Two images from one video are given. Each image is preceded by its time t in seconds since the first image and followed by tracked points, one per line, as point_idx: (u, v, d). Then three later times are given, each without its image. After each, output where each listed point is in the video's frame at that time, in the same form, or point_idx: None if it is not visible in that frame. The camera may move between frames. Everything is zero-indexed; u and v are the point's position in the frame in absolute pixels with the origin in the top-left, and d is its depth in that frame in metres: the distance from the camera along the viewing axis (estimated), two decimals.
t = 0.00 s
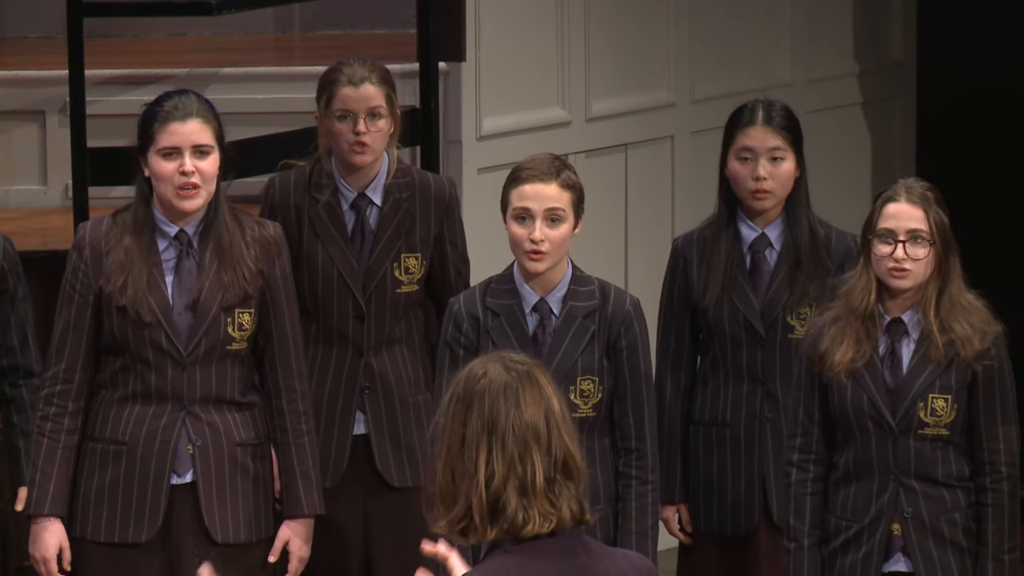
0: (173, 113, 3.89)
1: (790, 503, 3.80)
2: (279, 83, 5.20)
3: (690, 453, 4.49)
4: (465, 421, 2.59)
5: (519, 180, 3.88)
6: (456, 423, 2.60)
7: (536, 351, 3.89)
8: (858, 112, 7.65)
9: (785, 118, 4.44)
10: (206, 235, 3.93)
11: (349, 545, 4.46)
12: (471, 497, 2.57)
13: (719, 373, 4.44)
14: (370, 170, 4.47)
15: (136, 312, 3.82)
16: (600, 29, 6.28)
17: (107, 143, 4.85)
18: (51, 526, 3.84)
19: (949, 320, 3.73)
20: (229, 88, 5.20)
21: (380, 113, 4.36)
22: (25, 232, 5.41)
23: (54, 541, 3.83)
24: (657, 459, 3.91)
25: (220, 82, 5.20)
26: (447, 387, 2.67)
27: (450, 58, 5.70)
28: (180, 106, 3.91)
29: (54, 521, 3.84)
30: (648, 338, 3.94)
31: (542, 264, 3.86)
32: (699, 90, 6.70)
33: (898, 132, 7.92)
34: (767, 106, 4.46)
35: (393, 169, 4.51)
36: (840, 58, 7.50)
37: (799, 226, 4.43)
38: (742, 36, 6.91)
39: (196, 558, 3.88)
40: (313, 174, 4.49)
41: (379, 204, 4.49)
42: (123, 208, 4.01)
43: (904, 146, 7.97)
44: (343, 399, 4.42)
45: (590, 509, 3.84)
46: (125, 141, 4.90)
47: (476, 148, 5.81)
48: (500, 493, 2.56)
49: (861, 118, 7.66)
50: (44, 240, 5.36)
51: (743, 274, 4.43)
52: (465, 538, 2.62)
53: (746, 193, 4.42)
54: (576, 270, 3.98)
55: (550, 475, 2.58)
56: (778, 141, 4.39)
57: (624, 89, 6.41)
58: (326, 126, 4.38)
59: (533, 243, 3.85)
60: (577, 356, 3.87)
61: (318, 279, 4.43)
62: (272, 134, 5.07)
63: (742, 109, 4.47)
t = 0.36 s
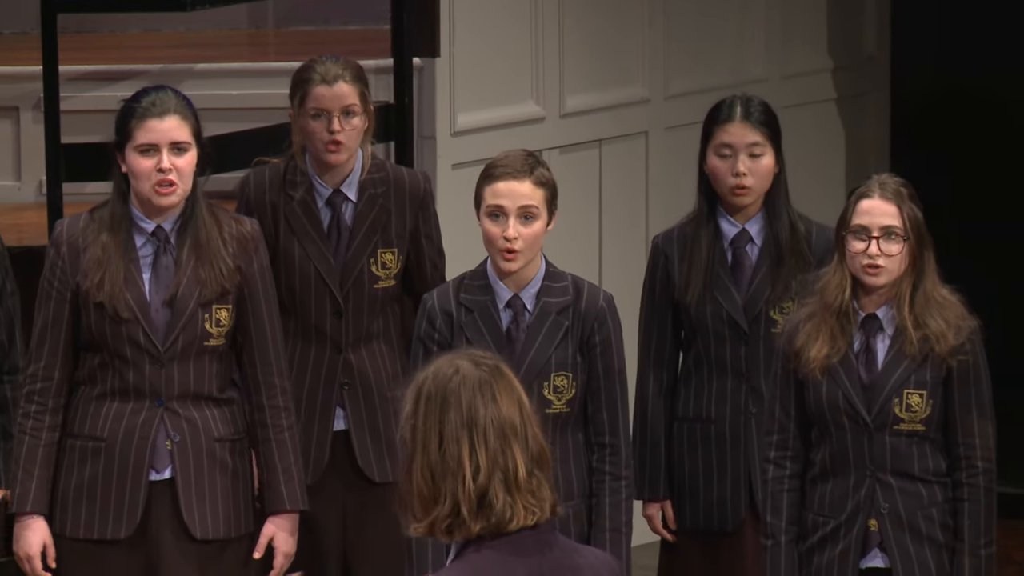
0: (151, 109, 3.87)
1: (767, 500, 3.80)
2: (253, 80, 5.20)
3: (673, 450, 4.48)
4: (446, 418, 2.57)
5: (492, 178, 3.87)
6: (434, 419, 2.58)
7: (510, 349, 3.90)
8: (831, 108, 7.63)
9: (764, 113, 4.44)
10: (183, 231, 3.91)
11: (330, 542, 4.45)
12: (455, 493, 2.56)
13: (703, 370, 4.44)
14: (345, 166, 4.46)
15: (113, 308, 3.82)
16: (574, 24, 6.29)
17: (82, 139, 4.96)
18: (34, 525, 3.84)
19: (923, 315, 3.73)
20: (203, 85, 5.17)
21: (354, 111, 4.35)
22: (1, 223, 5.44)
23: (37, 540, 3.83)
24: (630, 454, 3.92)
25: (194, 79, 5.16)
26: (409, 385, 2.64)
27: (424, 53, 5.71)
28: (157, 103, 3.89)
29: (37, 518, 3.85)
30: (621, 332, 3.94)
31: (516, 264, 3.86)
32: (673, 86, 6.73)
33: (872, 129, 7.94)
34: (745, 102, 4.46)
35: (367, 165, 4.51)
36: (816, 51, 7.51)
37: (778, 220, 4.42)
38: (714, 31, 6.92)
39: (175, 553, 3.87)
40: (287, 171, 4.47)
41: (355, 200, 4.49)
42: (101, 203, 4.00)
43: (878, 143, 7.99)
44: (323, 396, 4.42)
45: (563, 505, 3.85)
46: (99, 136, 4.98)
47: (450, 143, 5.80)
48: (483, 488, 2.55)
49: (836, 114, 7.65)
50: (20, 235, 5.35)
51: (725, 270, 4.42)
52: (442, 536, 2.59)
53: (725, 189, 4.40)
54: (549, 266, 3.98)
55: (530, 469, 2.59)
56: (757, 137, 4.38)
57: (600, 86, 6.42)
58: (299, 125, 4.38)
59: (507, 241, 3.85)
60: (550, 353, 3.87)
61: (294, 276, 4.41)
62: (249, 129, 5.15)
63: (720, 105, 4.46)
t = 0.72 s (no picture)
0: (123, 106, 3.85)
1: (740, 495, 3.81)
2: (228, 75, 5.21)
3: (648, 444, 4.49)
4: (434, 406, 2.56)
5: (464, 173, 3.87)
6: (419, 409, 2.56)
7: (482, 343, 3.90)
8: (805, 102, 7.66)
9: (743, 108, 4.44)
10: (155, 227, 3.89)
11: (304, 538, 4.45)
12: (445, 482, 2.55)
13: (679, 364, 4.44)
14: (320, 161, 4.44)
15: (84, 303, 3.81)
16: (546, 20, 6.28)
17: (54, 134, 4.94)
18: None
19: (895, 310, 3.73)
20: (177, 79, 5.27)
21: (328, 107, 4.33)
22: None
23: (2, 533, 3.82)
24: (603, 449, 3.92)
25: (168, 73, 5.27)
26: (383, 378, 2.62)
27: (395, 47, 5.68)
28: (131, 99, 3.87)
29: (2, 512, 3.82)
30: (592, 327, 3.95)
31: (488, 255, 3.86)
32: (645, 80, 6.73)
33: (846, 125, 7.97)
34: (725, 97, 4.46)
35: (342, 161, 4.49)
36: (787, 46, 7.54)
37: (757, 216, 4.42)
38: (687, 27, 6.94)
39: (143, 550, 3.86)
40: (262, 167, 4.46)
41: (330, 194, 4.47)
42: (72, 199, 3.98)
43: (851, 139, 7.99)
44: (300, 391, 4.41)
45: (534, 500, 3.86)
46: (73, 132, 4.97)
47: (422, 139, 5.79)
48: (470, 478, 2.55)
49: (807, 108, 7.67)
50: None
51: (702, 264, 4.42)
52: (425, 529, 2.56)
53: (701, 183, 4.41)
54: (521, 261, 3.98)
55: (512, 460, 2.60)
56: (734, 133, 4.39)
57: (570, 81, 6.42)
58: (274, 120, 4.37)
59: (478, 234, 3.84)
60: (522, 348, 3.87)
61: (270, 272, 4.41)
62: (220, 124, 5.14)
63: (700, 100, 4.46)
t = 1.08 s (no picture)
0: (92, 105, 3.84)
1: (706, 492, 3.81)
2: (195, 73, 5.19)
3: (616, 441, 4.49)
4: (381, 410, 2.57)
5: (433, 172, 3.86)
6: (366, 414, 2.57)
7: (451, 342, 3.90)
8: (772, 101, 7.67)
9: (714, 107, 4.44)
10: (122, 227, 3.88)
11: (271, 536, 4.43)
12: (400, 482, 2.54)
13: (647, 361, 4.44)
14: (289, 160, 4.43)
15: (50, 301, 3.79)
16: (514, 19, 6.28)
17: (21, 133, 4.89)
18: None
19: (862, 310, 3.75)
20: (144, 77, 5.21)
21: (298, 106, 4.33)
22: None
23: None
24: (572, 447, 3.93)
25: (134, 72, 5.20)
26: (326, 393, 2.62)
27: (364, 47, 5.68)
28: (99, 97, 3.85)
29: None
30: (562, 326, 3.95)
31: (459, 260, 3.87)
32: (613, 79, 6.74)
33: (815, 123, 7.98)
34: (696, 95, 4.47)
35: (311, 159, 4.48)
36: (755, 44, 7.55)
37: (727, 215, 4.43)
38: (653, 24, 6.94)
39: (106, 550, 3.85)
40: (232, 165, 4.45)
41: (299, 194, 4.47)
42: (39, 197, 3.96)
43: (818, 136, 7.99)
44: (269, 390, 4.40)
45: (504, 499, 3.86)
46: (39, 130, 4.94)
47: (390, 137, 5.79)
48: (426, 475, 2.55)
49: (774, 107, 7.68)
50: None
51: (672, 263, 4.44)
52: (387, 531, 2.55)
53: (671, 181, 4.42)
54: (490, 259, 3.98)
55: (465, 455, 2.61)
56: (704, 130, 4.39)
57: (538, 80, 6.42)
58: (243, 119, 4.36)
59: (449, 236, 3.84)
60: (491, 346, 3.88)
61: (239, 271, 4.40)
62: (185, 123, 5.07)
63: (670, 98, 4.46)
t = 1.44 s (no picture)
0: (66, 104, 3.83)
1: (677, 490, 3.84)
2: (170, 73, 5.20)
3: (588, 440, 4.50)
4: (358, 409, 2.57)
5: (409, 172, 3.86)
6: (344, 412, 2.57)
7: (426, 339, 3.90)
8: (746, 100, 7.72)
9: (687, 106, 4.46)
10: (95, 225, 3.88)
11: (244, 534, 4.43)
12: (376, 481, 2.55)
13: (617, 360, 4.46)
14: (263, 158, 4.44)
15: (25, 299, 3.79)
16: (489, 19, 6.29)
17: None
18: None
19: (836, 310, 3.77)
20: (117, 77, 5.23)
21: (272, 105, 4.33)
22: None
23: None
24: (547, 445, 3.93)
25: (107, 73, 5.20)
26: (302, 389, 2.62)
27: (338, 46, 5.67)
28: (73, 97, 3.84)
29: None
30: (536, 323, 3.96)
31: (435, 258, 3.88)
32: (588, 78, 6.76)
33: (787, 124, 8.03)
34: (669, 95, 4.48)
35: (285, 158, 4.48)
36: (728, 45, 7.58)
37: (698, 215, 4.44)
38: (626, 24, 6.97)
39: (83, 548, 3.86)
40: (205, 163, 4.44)
41: (273, 192, 4.47)
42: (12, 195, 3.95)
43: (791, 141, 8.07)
44: (243, 389, 4.40)
45: (479, 496, 3.86)
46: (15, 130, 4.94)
47: (366, 136, 5.79)
48: (402, 474, 2.56)
49: (748, 105, 7.73)
50: None
51: (643, 263, 4.44)
52: (360, 530, 2.57)
53: (642, 179, 4.43)
54: (464, 257, 3.99)
55: (441, 454, 2.62)
56: (676, 129, 4.41)
57: (514, 78, 6.43)
58: (217, 118, 4.36)
59: (424, 233, 3.85)
60: (466, 343, 3.89)
61: (214, 269, 4.39)
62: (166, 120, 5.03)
63: (642, 99, 4.47)
